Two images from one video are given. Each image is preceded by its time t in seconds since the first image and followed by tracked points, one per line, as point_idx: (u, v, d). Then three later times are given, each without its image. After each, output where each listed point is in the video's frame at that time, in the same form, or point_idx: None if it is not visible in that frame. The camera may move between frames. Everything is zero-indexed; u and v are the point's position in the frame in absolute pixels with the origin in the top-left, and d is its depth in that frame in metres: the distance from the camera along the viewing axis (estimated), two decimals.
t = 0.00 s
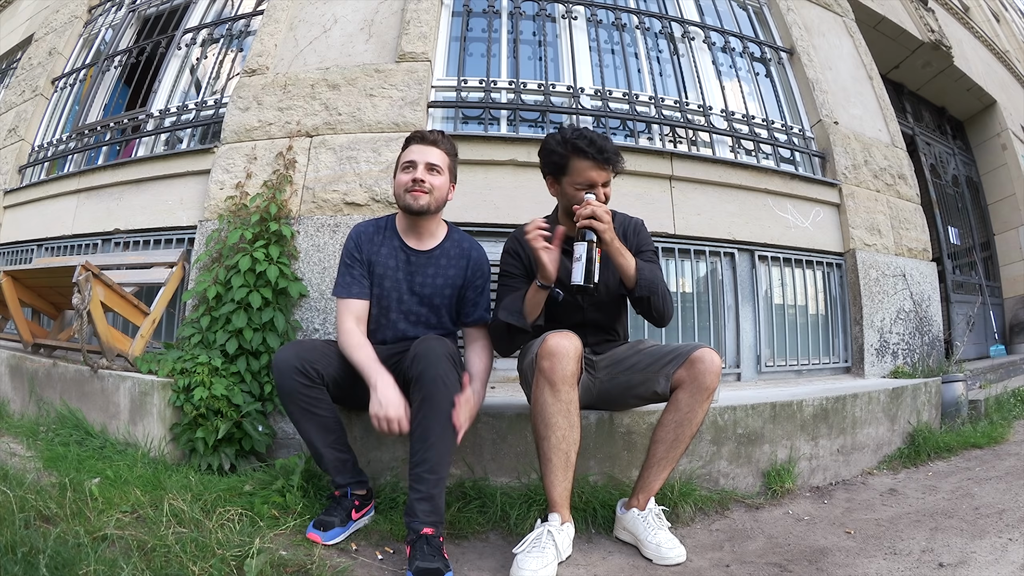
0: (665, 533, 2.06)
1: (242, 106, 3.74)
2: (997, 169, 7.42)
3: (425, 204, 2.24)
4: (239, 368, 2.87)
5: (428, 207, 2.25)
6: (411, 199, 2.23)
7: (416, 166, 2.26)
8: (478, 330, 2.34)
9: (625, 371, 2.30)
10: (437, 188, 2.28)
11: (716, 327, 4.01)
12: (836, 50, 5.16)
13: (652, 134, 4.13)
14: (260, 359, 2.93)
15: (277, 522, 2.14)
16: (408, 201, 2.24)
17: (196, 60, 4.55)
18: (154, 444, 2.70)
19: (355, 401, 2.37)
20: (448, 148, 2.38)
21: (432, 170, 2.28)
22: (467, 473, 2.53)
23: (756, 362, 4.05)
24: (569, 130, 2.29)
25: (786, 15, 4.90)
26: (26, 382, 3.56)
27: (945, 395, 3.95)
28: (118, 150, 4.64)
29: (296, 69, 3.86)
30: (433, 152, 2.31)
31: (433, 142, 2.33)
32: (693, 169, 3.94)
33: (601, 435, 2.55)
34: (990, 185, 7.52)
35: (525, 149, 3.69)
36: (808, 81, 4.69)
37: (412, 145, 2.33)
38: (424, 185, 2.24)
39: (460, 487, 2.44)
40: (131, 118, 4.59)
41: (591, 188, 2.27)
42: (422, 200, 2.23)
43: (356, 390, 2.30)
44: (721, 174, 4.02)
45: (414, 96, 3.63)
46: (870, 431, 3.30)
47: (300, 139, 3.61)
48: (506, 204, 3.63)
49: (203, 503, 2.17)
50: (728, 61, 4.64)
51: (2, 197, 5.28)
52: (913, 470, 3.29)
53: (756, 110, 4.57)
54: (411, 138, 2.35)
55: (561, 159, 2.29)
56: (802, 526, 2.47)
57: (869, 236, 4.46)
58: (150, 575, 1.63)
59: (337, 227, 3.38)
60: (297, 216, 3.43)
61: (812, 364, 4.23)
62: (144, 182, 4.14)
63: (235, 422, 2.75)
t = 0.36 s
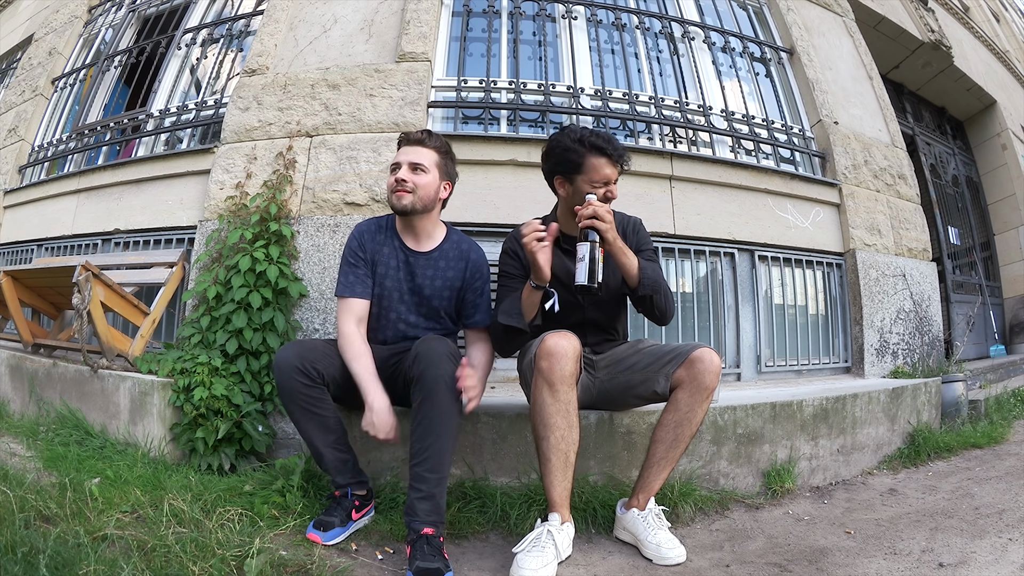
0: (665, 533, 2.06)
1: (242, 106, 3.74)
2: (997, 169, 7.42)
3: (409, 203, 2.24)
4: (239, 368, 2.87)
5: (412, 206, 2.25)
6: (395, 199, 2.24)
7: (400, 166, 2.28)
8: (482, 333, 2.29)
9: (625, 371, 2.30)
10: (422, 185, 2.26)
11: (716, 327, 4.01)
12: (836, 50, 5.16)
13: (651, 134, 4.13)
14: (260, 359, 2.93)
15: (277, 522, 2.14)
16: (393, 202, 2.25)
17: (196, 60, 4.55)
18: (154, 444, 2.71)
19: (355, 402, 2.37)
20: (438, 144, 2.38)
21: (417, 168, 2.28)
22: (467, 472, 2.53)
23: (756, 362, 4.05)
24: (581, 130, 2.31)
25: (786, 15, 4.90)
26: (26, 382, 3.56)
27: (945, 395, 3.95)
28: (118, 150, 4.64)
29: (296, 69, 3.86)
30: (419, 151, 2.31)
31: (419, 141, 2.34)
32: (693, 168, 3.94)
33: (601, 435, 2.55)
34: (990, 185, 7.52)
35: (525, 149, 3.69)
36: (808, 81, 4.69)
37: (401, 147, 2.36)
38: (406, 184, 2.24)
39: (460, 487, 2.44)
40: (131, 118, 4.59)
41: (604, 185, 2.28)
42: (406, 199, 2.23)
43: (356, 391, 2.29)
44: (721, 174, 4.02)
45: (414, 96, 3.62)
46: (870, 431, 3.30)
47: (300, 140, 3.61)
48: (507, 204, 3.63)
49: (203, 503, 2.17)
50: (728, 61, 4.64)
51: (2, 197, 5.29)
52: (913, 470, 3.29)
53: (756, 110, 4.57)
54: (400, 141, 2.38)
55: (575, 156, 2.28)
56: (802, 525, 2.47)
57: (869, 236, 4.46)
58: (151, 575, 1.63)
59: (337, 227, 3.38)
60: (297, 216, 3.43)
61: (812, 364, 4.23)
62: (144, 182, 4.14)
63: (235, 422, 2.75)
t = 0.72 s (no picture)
0: (665, 533, 2.06)
1: (242, 106, 3.74)
2: (998, 169, 7.42)
3: (409, 204, 2.23)
4: (239, 368, 2.87)
5: (413, 206, 2.24)
6: (395, 199, 2.24)
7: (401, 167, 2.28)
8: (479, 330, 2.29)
9: (625, 371, 2.30)
10: (423, 186, 2.26)
11: (716, 327, 4.01)
12: (836, 50, 5.16)
13: (651, 134, 4.13)
14: (260, 359, 2.93)
15: (277, 522, 2.14)
16: (393, 202, 2.25)
17: (196, 60, 4.55)
18: (154, 444, 2.71)
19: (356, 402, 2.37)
20: (439, 145, 2.39)
21: (418, 169, 2.27)
22: (467, 472, 2.53)
23: (756, 362, 4.05)
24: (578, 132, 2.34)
25: (786, 15, 4.90)
26: (26, 382, 3.56)
27: (945, 395, 3.95)
28: (118, 150, 4.64)
29: (296, 69, 3.86)
30: (420, 152, 2.31)
31: (421, 141, 2.35)
32: (693, 169, 3.94)
33: (601, 435, 2.55)
34: (991, 185, 7.52)
35: (525, 149, 3.69)
36: (808, 81, 4.69)
37: (402, 148, 2.36)
38: (406, 184, 2.23)
39: (460, 487, 2.44)
40: (131, 118, 4.59)
41: (603, 179, 2.27)
42: (406, 200, 2.23)
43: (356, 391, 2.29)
44: (721, 174, 4.02)
45: (414, 96, 3.62)
46: (870, 431, 3.30)
47: (300, 139, 3.61)
48: (507, 204, 3.63)
49: (203, 503, 2.17)
50: (728, 61, 4.64)
51: (2, 197, 5.29)
52: (913, 470, 3.29)
53: (756, 110, 4.57)
54: (402, 141, 2.38)
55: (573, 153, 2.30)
56: (802, 526, 2.47)
57: (869, 236, 4.46)
58: (150, 575, 1.63)
59: (337, 227, 3.38)
60: (297, 216, 3.43)
61: (812, 364, 4.23)
62: (144, 183, 4.14)
63: (235, 422, 2.75)
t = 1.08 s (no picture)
0: (665, 533, 2.06)
1: (242, 106, 3.74)
2: (997, 169, 7.42)
3: (412, 205, 2.22)
4: (239, 368, 2.87)
5: (416, 207, 2.24)
6: (398, 200, 2.23)
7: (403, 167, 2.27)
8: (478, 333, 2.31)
9: (626, 371, 2.30)
10: (424, 187, 2.25)
11: (716, 327, 4.01)
12: (836, 50, 5.16)
13: (651, 134, 4.13)
14: (260, 359, 2.93)
15: (277, 522, 2.14)
16: (396, 203, 2.24)
17: (196, 60, 4.55)
18: (154, 444, 2.71)
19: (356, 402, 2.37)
20: (440, 145, 2.38)
21: (420, 169, 2.27)
22: (467, 472, 2.53)
23: (756, 362, 4.05)
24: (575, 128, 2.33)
25: (786, 15, 4.90)
26: (26, 382, 3.57)
27: (945, 395, 3.95)
28: (118, 150, 4.64)
29: (296, 69, 3.86)
30: (422, 153, 2.31)
31: (422, 142, 2.34)
32: (693, 169, 3.94)
33: (601, 436, 2.55)
34: (990, 185, 7.52)
35: (525, 149, 3.69)
36: (808, 81, 4.69)
37: (403, 149, 2.35)
38: (409, 185, 2.22)
39: (460, 487, 2.44)
40: (131, 118, 4.59)
41: (607, 176, 2.27)
42: (409, 201, 2.22)
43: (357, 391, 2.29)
44: (721, 174, 4.02)
45: (414, 96, 3.62)
46: (870, 431, 3.30)
47: (300, 139, 3.61)
48: (507, 204, 3.63)
49: (203, 503, 2.17)
50: (728, 61, 4.64)
51: (2, 197, 5.29)
52: (913, 470, 3.29)
53: (756, 110, 4.57)
54: (403, 142, 2.38)
55: (574, 152, 2.30)
56: (802, 526, 2.47)
57: (869, 236, 4.46)
58: (150, 575, 1.63)
59: (337, 227, 3.38)
60: (297, 216, 3.43)
61: (812, 364, 4.23)
62: (144, 182, 4.14)
63: (235, 422, 2.75)
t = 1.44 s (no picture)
0: (665, 533, 2.06)
1: (242, 106, 3.74)
2: (997, 169, 7.42)
3: (410, 200, 2.23)
4: (239, 367, 2.87)
5: (413, 201, 2.24)
6: (396, 195, 2.23)
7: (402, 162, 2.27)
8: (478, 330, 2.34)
9: (625, 370, 2.30)
10: (422, 182, 2.26)
11: (716, 327, 4.01)
12: (836, 50, 5.16)
13: (651, 134, 4.13)
14: (260, 359, 2.93)
15: (277, 522, 2.14)
16: (394, 197, 2.24)
17: (196, 60, 4.55)
18: (154, 444, 2.71)
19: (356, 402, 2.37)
20: (439, 141, 2.38)
21: (418, 164, 2.28)
22: (467, 472, 2.53)
23: (756, 362, 4.05)
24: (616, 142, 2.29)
25: (786, 15, 4.90)
26: (26, 382, 3.57)
27: (945, 395, 3.95)
28: (118, 150, 4.64)
29: (296, 69, 3.86)
30: (421, 147, 2.31)
31: (421, 138, 2.34)
32: (693, 169, 3.94)
33: (601, 435, 2.55)
34: (991, 185, 7.52)
35: (525, 149, 3.68)
36: (808, 81, 4.69)
37: (403, 144, 2.36)
38: (406, 180, 2.23)
39: (460, 487, 2.44)
40: (131, 118, 4.59)
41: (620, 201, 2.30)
42: (407, 196, 2.23)
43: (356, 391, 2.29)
44: (721, 173, 4.02)
45: (414, 96, 3.63)
46: (870, 431, 3.30)
47: (300, 139, 3.62)
48: (507, 204, 3.63)
49: (203, 503, 2.17)
50: (728, 61, 4.64)
51: (2, 197, 5.29)
52: (913, 470, 3.29)
53: (756, 110, 4.57)
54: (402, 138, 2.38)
55: (605, 165, 2.26)
56: (802, 525, 2.47)
57: (869, 236, 4.46)
58: (150, 575, 1.63)
59: (337, 227, 3.38)
60: (297, 216, 3.43)
61: (812, 364, 4.23)
62: (144, 182, 4.14)
63: (235, 422, 2.75)
